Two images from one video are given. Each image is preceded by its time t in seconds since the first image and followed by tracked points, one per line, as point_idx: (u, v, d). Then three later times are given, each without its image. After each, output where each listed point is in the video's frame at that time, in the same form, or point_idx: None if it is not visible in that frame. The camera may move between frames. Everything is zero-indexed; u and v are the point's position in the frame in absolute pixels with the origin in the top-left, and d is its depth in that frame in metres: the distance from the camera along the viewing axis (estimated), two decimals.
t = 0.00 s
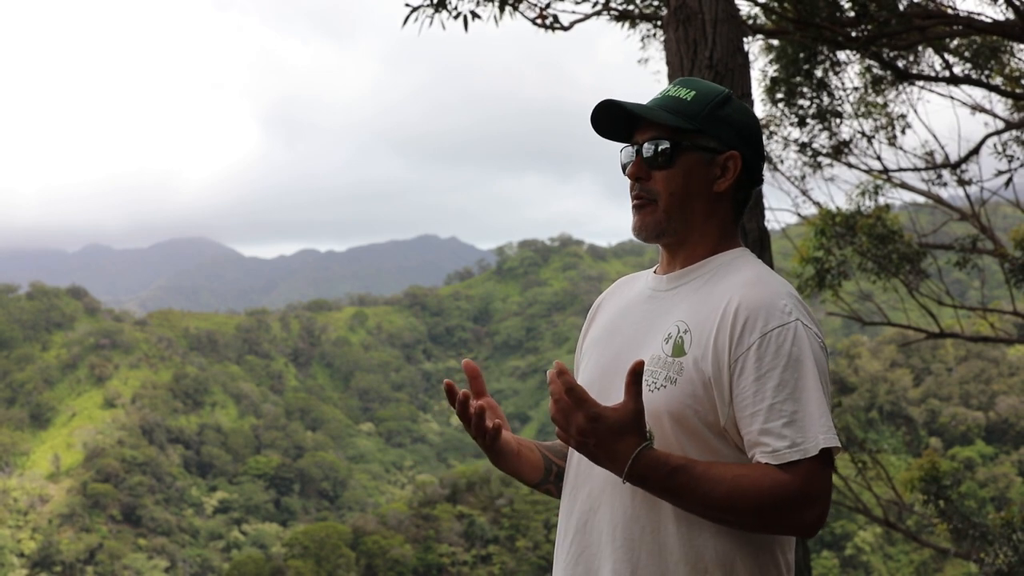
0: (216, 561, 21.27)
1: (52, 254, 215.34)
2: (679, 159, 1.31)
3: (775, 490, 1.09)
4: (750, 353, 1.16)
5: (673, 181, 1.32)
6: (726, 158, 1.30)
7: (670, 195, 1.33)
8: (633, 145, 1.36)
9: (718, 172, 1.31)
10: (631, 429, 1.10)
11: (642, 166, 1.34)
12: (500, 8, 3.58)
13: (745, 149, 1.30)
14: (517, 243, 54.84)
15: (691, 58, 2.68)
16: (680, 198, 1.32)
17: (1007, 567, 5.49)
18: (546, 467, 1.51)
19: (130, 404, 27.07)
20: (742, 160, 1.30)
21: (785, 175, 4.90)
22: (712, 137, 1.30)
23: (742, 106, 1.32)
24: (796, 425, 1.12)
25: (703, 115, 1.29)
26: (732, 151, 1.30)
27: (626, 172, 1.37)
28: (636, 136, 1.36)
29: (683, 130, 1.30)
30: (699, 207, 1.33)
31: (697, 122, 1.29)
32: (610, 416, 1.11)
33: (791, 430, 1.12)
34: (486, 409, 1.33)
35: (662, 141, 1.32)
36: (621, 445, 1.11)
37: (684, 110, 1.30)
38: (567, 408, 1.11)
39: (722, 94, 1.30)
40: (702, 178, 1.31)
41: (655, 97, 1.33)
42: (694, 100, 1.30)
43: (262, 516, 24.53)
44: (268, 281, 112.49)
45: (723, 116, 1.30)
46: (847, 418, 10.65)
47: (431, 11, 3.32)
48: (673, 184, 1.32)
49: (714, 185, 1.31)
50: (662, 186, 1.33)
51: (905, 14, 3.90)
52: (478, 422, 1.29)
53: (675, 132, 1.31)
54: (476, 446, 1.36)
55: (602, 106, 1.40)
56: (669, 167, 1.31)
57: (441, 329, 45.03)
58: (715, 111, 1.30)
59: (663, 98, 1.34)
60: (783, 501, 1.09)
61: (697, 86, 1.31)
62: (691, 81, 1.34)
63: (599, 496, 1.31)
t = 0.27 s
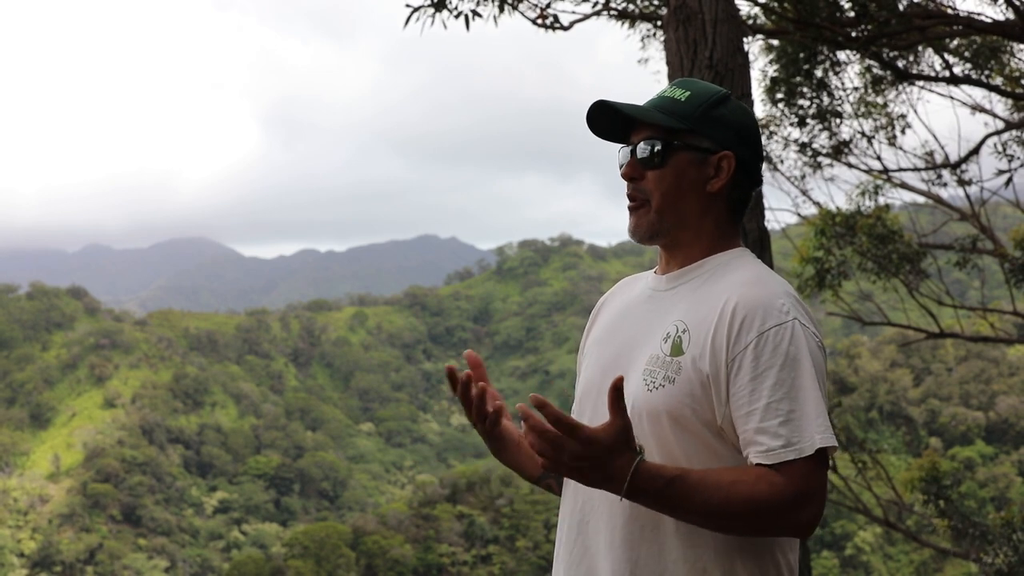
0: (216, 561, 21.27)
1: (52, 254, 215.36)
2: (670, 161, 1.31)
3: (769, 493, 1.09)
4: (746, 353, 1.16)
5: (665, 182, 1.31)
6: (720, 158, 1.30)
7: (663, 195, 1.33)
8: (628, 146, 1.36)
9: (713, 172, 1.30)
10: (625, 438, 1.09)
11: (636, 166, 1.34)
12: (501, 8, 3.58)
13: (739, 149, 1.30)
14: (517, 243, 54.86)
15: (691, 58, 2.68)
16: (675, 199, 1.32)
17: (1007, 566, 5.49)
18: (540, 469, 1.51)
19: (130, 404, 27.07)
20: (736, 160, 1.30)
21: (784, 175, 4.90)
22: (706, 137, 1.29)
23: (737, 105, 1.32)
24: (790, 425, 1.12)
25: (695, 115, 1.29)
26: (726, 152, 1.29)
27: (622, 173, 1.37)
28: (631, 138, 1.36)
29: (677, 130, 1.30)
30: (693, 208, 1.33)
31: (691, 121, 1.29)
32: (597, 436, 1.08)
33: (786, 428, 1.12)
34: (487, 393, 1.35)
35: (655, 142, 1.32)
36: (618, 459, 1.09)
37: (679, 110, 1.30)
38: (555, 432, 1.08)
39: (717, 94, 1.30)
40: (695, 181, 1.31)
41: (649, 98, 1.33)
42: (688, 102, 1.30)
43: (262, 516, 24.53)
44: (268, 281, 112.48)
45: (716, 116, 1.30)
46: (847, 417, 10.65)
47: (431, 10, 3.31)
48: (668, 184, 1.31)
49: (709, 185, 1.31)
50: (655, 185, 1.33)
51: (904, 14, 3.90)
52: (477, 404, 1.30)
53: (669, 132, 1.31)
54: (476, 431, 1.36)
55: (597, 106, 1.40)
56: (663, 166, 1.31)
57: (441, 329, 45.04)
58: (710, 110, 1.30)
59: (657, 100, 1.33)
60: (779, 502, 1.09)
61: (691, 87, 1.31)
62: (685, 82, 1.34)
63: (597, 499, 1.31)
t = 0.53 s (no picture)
0: (216, 561, 21.29)
1: (52, 254, 215.35)
2: (672, 162, 1.31)
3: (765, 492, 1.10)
4: (748, 354, 1.16)
5: (668, 183, 1.32)
6: (722, 158, 1.30)
7: (666, 197, 1.33)
8: (633, 148, 1.37)
9: (714, 172, 1.31)
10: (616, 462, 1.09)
11: (640, 169, 1.34)
12: (500, 9, 3.58)
13: (742, 148, 1.29)
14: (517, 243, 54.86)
15: (691, 57, 2.67)
16: (678, 202, 1.33)
17: (1007, 567, 5.50)
18: (516, 496, 1.51)
19: (130, 404, 27.08)
20: (739, 159, 1.30)
21: (785, 175, 4.90)
22: (708, 138, 1.30)
23: (741, 104, 1.32)
24: (791, 428, 1.12)
25: (697, 115, 1.29)
26: (728, 151, 1.29)
27: (626, 175, 1.38)
28: (636, 140, 1.36)
29: (678, 131, 1.30)
30: (695, 211, 1.33)
31: (693, 123, 1.29)
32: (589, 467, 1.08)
33: (785, 430, 1.12)
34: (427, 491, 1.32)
35: (658, 142, 1.32)
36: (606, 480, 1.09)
37: (680, 112, 1.31)
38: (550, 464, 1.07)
39: (720, 93, 1.30)
40: (698, 182, 1.31)
41: (654, 99, 1.34)
42: (690, 102, 1.30)
43: (262, 516, 24.54)
44: (268, 281, 112.47)
45: (717, 117, 1.29)
46: (847, 417, 10.65)
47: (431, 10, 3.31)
48: (670, 186, 1.32)
49: (711, 186, 1.31)
50: (657, 188, 1.33)
51: (904, 14, 3.90)
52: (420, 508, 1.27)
53: (671, 134, 1.32)
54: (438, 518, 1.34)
55: (602, 107, 1.40)
56: (665, 168, 1.32)
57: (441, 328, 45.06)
58: (711, 110, 1.30)
59: (660, 102, 1.34)
60: (776, 500, 1.11)
61: (693, 88, 1.32)
62: (691, 82, 1.34)
63: (598, 498, 1.31)
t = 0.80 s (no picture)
0: (216, 561, 21.30)
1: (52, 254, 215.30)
2: (657, 168, 1.31)
3: (766, 486, 1.11)
4: (744, 351, 1.16)
5: (654, 191, 1.32)
6: (707, 159, 1.29)
7: (652, 204, 1.33)
8: (616, 158, 1.37)
9: (700, 175, 1.30)
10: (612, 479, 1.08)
11: (624, 178, 1.35)
12: (500, 8, 3.57)
13: (724, 147, 1.29)
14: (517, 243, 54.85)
15: (692, 57, 2.67)
16: (665, 206, 1.33)
17: (1007, 566, 5.50)
18: (528, 483, 1.52)
19: (130, 404, 27.07)
20: (723, 160, 1.30)
21: (785, 175, 4.89)
22: (690, 142, 1.30)
23: (722, 101, 1.32)
24: (788, 424, 1.12)
25: (676, 120, 1.29)
26: (711, 152, 1.29)
27: (612, 183, 1.38)
28: (617, 152, 1.36)
29: (660, 138, 1.30)
30: (683, 213, 1.33)
31: (674, 127, 1.29)
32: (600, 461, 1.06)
33: (783, 427, 1.12)
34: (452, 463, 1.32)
35: (639, 150, 1.32)
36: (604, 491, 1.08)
37: (659, 118, 1.31)
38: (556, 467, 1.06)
39: (698, 93, 1.30)
40: (683, 186, 1.31)
41: (629, 111, 1.34)
42: (667, 108, 1.30)
43: (262, 516, 24.53)
44: (268, 281, 112.45)
45: (697, 118, 1.29)
46: (847, 417, 10.66)
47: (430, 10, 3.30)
48: (656, 193, 1.32)
49: (698, 187, 1.31)
50: (644, 197, 1.33)
51: (905, 14, 3.90)
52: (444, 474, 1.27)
53: (652, 141, 1.32)
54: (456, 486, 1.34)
55: (580, 123, 1.40)
56: (649, 177, 1.32)
57: (441, 329, 45.07)
58: (691, 112, 1.29)
59: (636, 111, 1.34)
60: (780, 494, 1.10)
61: (671, 90, 1.32)
62: (666, 86, 1.34)
63: (598, 499, 1.32)
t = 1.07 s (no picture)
0: (216, 561, 21.32)
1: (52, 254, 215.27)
2: (655, 173, 1.31)
3: (767, 493, 1.11)
4: (744, 353, 1.16)
5: (653, 197, 1.32)
6: (703, 161, 1.29)
7: (652, 212, 1.33)
8: (611, 164, 1.36)
9: (697, 177, 1.30)
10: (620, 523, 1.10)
11: (622, 185, 1.34)
12: (500, 9, 3.57)
13: (719, 149, 1.29)
14: (517, 243, 54.86)
15: (691, 57, 2.68)
16: (663, 213, 1.33)
17: (1007, 567, 5.50)
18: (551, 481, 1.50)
19: (130, 404, 27.07)
20: (718, 161, 1.30)
21: (785, 176, 4.89)
22: (685, 143, 1.29)
23: (714, 99, 1.32)
24: (788, 426, 1.12)
25: (669, 123, 1.29)
26: (707, 154, 1.29)
27: (610, 190, 1.37)
28: (612, 160, 1.36)
29: (655, 143, 1.30)
30: (683, 217, 1.33)
31: (667, 131, 1.29)
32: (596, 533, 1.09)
33: (784, 429, 1.12)
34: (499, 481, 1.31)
35: (634, 155, 1.32)
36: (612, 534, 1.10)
37: (651, 122, 1.30)
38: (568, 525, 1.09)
39: (690, 94, 1.30)
40: (681, 190, 1.31)
41: (619, 117, 1.34)
42: (659, 111, 1.30)
43: (262, 516, 24.55)
44: (268, 282, 112.43)
45: (690, 120, 1.29)
46: (847, 417, 10.67)
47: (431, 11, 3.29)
48: (654, 199, 1.32)
49: (695, 190, 1.31)
50: (642, 204, 1.33)
51: (905, 14, 3.90)
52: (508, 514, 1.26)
53: (644, 148, 1.31)
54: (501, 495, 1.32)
55: (573, 131, 1.39)
56: (644, 185, 1.32)
57: (441, 329, 45.11)
58: (683, 114, 1.29)
59: (627, 116, 1.34)
60: (781, 500, 1.11)
61: (663, 92, 1.31)
62: (655, 87, 1.34)
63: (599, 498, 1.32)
